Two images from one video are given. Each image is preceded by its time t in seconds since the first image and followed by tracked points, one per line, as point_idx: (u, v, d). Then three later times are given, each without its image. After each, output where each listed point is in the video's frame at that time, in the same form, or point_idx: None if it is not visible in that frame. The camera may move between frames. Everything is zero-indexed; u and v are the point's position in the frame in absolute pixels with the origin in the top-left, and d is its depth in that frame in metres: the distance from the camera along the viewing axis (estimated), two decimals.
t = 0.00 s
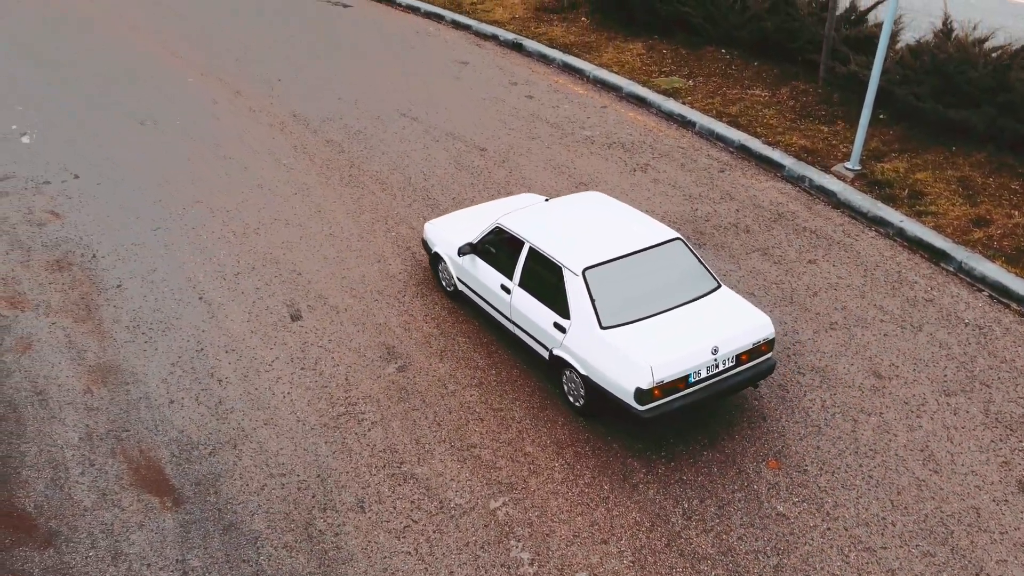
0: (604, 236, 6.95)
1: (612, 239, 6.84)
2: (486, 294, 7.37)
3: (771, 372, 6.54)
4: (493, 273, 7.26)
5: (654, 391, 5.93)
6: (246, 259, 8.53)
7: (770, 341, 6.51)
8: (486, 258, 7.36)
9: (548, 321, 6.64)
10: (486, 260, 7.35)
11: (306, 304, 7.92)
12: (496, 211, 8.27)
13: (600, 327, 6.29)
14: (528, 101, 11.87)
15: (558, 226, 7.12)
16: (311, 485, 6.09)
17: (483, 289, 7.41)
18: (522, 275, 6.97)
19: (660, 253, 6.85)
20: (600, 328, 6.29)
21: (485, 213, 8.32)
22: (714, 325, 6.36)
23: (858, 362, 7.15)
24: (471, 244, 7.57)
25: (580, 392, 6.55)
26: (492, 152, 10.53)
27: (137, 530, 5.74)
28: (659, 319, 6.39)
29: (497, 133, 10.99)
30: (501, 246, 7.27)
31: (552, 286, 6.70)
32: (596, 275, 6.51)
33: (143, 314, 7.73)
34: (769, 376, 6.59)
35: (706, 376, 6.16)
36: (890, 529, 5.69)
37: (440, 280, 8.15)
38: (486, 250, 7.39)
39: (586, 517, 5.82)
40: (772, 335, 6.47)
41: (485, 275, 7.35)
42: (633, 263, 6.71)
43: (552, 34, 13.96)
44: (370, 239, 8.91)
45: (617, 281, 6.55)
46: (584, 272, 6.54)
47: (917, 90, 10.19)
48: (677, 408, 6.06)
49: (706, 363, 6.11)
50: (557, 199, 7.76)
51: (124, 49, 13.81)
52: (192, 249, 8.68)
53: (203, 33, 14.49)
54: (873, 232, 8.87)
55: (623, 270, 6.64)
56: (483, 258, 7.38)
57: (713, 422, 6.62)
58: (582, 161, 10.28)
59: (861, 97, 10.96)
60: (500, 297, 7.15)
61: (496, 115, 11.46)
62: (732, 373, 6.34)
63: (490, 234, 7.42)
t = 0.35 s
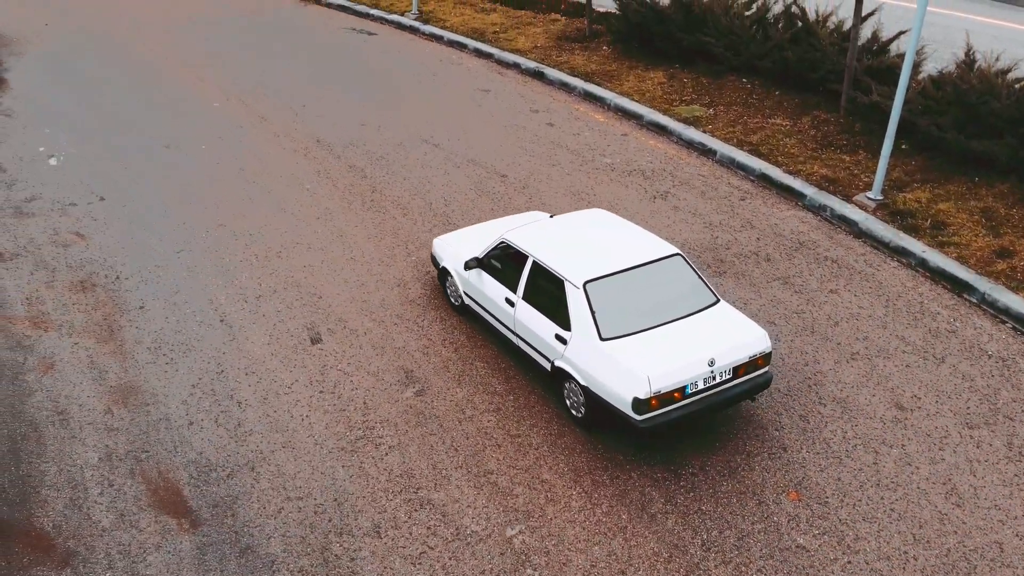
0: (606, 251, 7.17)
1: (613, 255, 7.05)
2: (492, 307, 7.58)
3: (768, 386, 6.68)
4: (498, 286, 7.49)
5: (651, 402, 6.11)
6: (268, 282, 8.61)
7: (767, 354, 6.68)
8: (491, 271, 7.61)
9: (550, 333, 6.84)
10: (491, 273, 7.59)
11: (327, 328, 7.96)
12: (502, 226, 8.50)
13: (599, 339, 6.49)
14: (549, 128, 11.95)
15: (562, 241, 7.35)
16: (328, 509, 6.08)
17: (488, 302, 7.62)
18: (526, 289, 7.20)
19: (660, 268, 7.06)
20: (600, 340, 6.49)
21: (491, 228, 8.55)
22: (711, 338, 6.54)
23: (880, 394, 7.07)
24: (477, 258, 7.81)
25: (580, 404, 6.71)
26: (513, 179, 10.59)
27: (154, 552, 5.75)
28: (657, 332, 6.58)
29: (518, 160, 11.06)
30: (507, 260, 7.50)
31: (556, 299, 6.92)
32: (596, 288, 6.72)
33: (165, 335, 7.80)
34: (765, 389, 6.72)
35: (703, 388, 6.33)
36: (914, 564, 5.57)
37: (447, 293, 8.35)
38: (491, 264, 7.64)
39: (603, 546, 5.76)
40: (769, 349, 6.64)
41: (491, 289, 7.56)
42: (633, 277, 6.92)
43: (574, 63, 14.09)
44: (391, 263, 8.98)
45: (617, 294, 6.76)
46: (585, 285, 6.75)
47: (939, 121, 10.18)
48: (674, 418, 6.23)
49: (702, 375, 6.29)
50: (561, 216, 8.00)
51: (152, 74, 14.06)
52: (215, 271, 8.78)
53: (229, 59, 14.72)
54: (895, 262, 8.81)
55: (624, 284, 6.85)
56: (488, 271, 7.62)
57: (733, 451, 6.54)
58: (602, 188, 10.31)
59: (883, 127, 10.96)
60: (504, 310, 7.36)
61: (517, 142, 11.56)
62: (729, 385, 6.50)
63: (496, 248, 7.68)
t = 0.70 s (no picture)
0: (605, 264, 7.33)
1: (613, 269, 7.22)
2: (495, 320, 7.74)
3: (764, 399, 6.79)
4: (501, 300, 7.66)
5: (647, 412, 6.21)
6: (287, 304, 8.66)
7: (762, 367, 6.80)
8: (495, 286, 7.80)
9: (550, 344, 6.99)
10: (495, 288, 7.77)
11: (343, 350, 7.99)
12: (507, 243, 8.70)
13: (598, 350, 6.62)
14: (567, 154, 12.01)
15: (563, 255, 7.53)
16: (341, 533, 6.05)
17: (492, 315, 7.78)
18: (527, 302, 7.36)
19: (658, 282, 7.21)
20: (598, 350, 6.63)
21: (496, 244, 8.75)
22: (708, 350, 6.67)
23: (899, 424, 6.97)
24: (482, 272, 8.01)
25: (579, 414, 6.82)
26: (530, 203, 10.63)
27: (167, 574, 5.73)
28: (654, 343, 6.72)
29: (536, 185, 11.11)
30: (511, 275, 7.67)
31: (556, 311, 7.06)
32: (595, 301, 6.87)
33: (183, 356, 7.85)
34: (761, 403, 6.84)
35: (699, 400, 6.45)
36: None
37: (452, 307, 8.54)
38: (495, 278, 7.82)
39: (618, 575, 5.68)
40: (764, 362, 6.76)
41: (494, 302, 7.73)
42: (632, 290, 7.07)
43: (592, 90, 14.19)
44: (408, 286, 9.02)
45: (615, 307, 6.90)
46: (585, 298, 6.91)
47: (959, 149, 10.15)
48: (670, 429, 6.33)
49: (698, 386, 6.41)
50: (564, 232, 8.19)
51: (175, 98, 14.28)
52: (234, 293, 8.85)
53: (251, 83, 14.95)
54: (914, 290, 8.74)
55: (622, 297, 6.99)
56: (493, 285, 7.80)
57: (750, 480, 6.45)
58: (619, 213, 10.32)
59: (903, 155, 10.92)
60: (507, 322, 7.52)
61: (534, 167, 11.63)
62: (725, 397, 6.62)
63: (499, 263, 7.87)
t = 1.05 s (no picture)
0: (605, 277, 7.49)
1: (613, 281, 7.38)
2: (498, 332, 7.87)
3: (759, 411, 6.90)
4: (504, 311, 7.80)
5: (644, 421, 6.37)
6: (303, 325, 8.69)
7: (759, 379, 6.91)
8: (499, 299, 7.91)
9: (550, 355, 7.14)
10: (498, 301, 7.90)
11: (359, 371, 7.98)
12: (511, 257, 8.87)
13: (596, 360, 6.78)
14: (583, 177, 12.04)
15: (564, 268, 7.70)
16: (353, 556, 6.01)
17: (494, 326, 7.93)
18: (529, 313, 7.52)
19: (657, 294, 7.36)
20: (596, 360, 6.78)
21: (500, 258, 8.92)
22: (704, 361, 6.81)
23: (918, 452, 6.87)
24: (486, 285, 8.14)
25: (578, 424, 6.95)
26: (546, 226, 10.65)
27: None
28: (651, 354, 6.87)
29: (552, 208, 11.14)
30: (514, 288, 7.80)
31: (557, 322, 7.22)
32: (595, 312, 7.02)
33: (199, 376, 7.88)
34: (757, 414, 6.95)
35: (695, 410, 6.59)
36: None
37: (458, 319, 8.67)
38: (499, 291, 7.97)
39: None
40: (761, 373, 6.88)
41: (497, 313, 7.88)
42: (631, 302, 7.23)
43: (609, 114, 14.24)
44: (424, 308, 9.04)
45: (614, 318, 7.06)
46: (584, 309, 7.06)
47: (978, 175, 10.09)
48: (666, 437, 6.48)
49: (694, 397, 6.56)
50: (566, 246, 8.36)
51: (195, 120, 14.45)
52: (251, 313, 8.89)
53: (270, 106, 15.12)
54: (933, 317, 8.65)
55: (621, 309, 7.15)
56: (496, 298, 7.92)
57: (767, 508, 6.34)
58: (636, 237, 10.31)
59: (922, 182, 10.86)
60: (509, 333, 7.66)
61: (551, 190, 11.66)
62: (722, 408, 6.75)
63: (503, 276, 8.01)
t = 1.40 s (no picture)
0: (604, 286, 7.66)
1: (612, 291, 7.54)
2: (500, 340, 8.04)
3: (753, 418, 7.02)
4: (506, 320, 7.97)
5: (639, 426, 6.50)
6: (317, 342, 8.71)
7: (753, 388, 7.04)
8: (501, 308, 8.10)
9: (550, 363, 7.29)
10: (500, 310, 8.08)
11: (371, 389, 7.97)
12: (513, 267, 9.05)
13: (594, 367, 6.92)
14: (598, 197, 12.05)
15: (565, 277, 7.87)
16: None
17: (496, 335, 8.10)
18: (530, 321, 7.69)
19: (655, 303, 7.52)
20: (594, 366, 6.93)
21: (503, 269, 9.09)
22: (699, 368, 6.95)
23: (934, 476, 6.78)
24: (488, 294, 8.32)
25: (577, 430, 7.08)
26: (560, 245, 10.65)
27: None
28: (648, 361, 7.02)
29: (565, 227, 11.15)
30: (516, 297, 7.99)
31: (556, 330, 7.38)
32: (593, 321, 7.19)
33: (212, 393, 7.88)
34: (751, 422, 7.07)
35: (690, 416, 6.72)
36: None
37: (462, 329, 8.82)
38: (501, 300, 8.14)
39: None
40: (755, 382, 7.00)
41: (499, 322, 8.04)
42: (629, 311, 7.38)
43: (623, 134, 14.29)
44: (437, 327, 9.04)
45: (612, 326, 7.22)
46: (583, 317, 7.22)
47: (995, 198, 10.03)
48: (662, 443, 6.61)
49: (689, 403, 6.69)
50: (567, 257, 8.54)
51: (212, 138, 14.59)
52: (266, 330, 8.92)
53: (287, 125, 15.24)
54: (950, 339, 8.57)
55: (620, 317, 7.30)
56: (498, 307, 8.10)
57: (781, 532, 6.25)
58: (650, 257, 10.29)
59: (939, 204, 10.81)
60: (510, 342, 7.83)
61: (565, 209, 11.68)
62: (717, 415, 6.87)
63: (505, 285, 8.19)
